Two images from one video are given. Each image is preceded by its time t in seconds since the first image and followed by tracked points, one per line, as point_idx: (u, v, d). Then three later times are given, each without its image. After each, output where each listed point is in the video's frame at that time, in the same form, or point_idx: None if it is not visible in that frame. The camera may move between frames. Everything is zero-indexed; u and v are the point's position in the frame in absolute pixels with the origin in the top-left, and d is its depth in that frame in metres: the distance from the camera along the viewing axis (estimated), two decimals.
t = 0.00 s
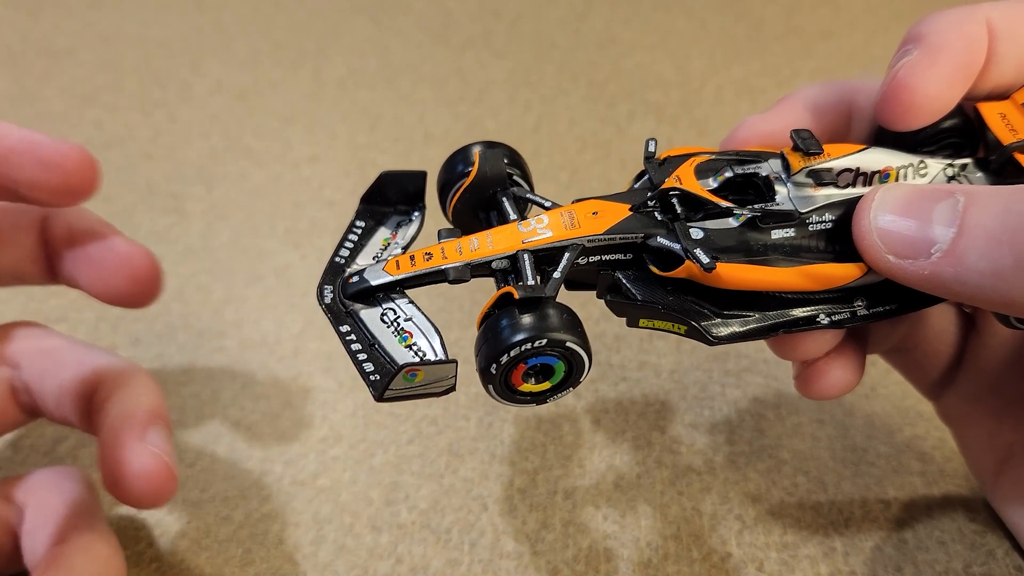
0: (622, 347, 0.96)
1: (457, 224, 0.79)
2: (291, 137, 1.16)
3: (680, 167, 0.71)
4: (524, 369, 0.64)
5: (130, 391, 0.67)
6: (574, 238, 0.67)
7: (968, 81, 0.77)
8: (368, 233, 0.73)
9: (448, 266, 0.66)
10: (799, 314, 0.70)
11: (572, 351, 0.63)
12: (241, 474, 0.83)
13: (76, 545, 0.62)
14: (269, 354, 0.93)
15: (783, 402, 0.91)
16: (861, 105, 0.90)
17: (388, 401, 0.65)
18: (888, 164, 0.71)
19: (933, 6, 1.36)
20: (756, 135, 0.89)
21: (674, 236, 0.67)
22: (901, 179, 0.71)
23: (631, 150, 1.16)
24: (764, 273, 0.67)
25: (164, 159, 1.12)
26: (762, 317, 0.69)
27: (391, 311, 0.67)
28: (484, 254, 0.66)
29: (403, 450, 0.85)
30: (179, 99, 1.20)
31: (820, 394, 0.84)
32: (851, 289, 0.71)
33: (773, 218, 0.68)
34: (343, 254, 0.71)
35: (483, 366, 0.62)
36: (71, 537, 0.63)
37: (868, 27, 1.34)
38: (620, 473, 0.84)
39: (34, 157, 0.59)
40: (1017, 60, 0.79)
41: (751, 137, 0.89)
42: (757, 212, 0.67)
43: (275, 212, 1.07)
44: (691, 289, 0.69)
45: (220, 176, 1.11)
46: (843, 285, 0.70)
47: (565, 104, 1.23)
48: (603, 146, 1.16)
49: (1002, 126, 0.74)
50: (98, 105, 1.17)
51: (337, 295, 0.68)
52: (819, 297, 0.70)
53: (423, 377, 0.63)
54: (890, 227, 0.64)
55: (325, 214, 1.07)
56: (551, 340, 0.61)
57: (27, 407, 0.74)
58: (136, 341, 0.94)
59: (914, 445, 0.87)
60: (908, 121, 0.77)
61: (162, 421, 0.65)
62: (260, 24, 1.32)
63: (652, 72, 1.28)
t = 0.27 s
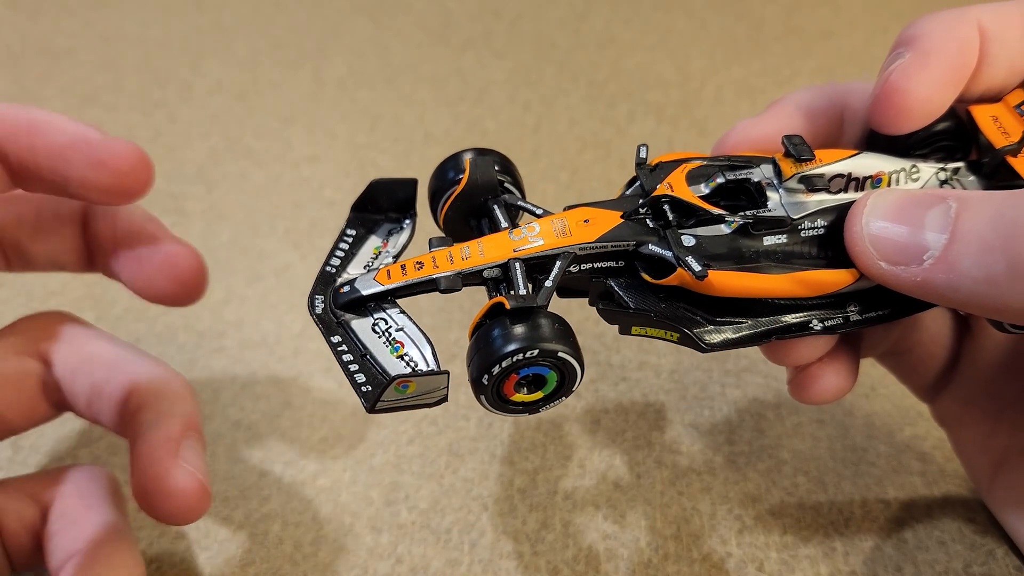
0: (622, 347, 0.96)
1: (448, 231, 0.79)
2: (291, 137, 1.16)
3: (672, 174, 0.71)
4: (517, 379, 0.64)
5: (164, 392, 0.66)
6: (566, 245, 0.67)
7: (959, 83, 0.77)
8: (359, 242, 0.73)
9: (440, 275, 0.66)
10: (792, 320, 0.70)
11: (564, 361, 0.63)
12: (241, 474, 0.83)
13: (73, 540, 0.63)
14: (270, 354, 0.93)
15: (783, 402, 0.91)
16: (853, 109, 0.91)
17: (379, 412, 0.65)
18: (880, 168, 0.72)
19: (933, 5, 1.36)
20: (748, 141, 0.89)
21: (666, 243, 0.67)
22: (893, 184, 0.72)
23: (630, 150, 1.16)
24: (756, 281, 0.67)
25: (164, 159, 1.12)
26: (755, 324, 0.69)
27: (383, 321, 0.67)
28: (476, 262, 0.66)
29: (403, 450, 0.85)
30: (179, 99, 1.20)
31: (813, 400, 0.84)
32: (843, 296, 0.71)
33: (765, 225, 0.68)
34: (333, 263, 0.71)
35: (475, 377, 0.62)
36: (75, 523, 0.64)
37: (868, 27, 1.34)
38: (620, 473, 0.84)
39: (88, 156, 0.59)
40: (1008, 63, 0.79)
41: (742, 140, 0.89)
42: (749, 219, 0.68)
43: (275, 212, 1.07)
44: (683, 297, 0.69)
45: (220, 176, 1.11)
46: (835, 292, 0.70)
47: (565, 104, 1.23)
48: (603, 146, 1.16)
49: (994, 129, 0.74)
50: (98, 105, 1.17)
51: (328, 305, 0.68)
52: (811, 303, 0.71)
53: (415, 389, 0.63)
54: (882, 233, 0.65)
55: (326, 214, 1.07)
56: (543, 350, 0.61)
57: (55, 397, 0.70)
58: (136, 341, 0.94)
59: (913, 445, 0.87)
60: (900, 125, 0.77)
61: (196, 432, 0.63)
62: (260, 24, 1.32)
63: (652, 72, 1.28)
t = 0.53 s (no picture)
0: (622, 347, 0.96)
1: (432, 225, 0.79)
2: (291, 137, 1.16)
3: (658, 172, 0.70)
4: (494, 379, 0.64)
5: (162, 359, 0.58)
6: (549, 244, 0.67)
7: (953, 84, 0.77)
8: (341, 235, 0.73)
9: (420, 271, 0.66)
10: (774, 322, 0.70)
11: (541, 362, 0.63)
12: (241, 474, 0.83)
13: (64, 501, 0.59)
14: (270, 354, 0.93)
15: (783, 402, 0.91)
16: (845, 107, 0.90)
17: (355, 409, 0.65)
18: (868, 172, 0.72)
19: (934, 6, 1.36)
20: (739, 142, 0.88)
21: (649, 243, 0.67)
22: (880, 187, 0.72)
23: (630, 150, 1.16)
24: (737, 281, 0.67)
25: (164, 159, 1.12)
26: (738, 325, 0.69)
27: (361, 317, 0.67)
28: (458, 259, 0.66)
29: (403, 450, 0.85)
30: (179, 99, 1.20)
31: (796, 402, 0.84)
32: (827, 299, 0.71)
33: (750, 225, 0.68)
34: (315, 256, 0.71)
35: (452, 377, 0.63)
36: (64, 483, 0.60)
37: (869, 27, 1.34)
38: (621, 473, 0.84)
39: (105, 138, 0.54)
40: (1001, 64, 0.79)
41: (733, 140, 0.89)
42: (733, 220, 0.68)
43: (275, 212, 1.07)
44: (666, 297, 0.69)
45: (220, 176, 1.11)
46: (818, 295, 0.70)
47: (564, 104, 1.23)
48: (603, 146, 1.16)
49: (986, 133, 0.74)
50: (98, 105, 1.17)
51: (308, 299, 0.68)
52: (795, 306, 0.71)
53: (391, 388, 0.63)
54: (868, 238, 0.65)
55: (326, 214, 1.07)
56: (521, 351, 0.61)
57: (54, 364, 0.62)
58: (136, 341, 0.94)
59: (913, 445, 0.87)
60: (894, 126, 0.77)
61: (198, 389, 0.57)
62: (260, 24, 1.32)
63: (651, 72, 1.27)
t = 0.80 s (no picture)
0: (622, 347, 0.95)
1: (416, 243, 0.80)
2: (291, 137, 1.16)
3: (648, 189, 0.71)
4: (483, 411, 0.64)
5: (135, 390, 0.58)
6: (538, 265, 0.67)
7: (945, 89, 0.77)
8: (321, 255, 0.73)
9: (405, 296, 0.66)
10: (768, 341, 0.69)
11: (532, 392, 0.63)
12: (241, 474, 0.83)
13: (41, 519, 0.60)
14: (270, 354, 0.93)
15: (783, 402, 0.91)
16: (836, 112, 0.91)
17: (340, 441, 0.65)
18: (863, 185, 0.72)
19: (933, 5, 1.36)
20: (730, 149, 0.88)
21: (641, 263, 0.67)
22: (876, 200, 0.72)
23: (631, 150, 1.16)
24: (728, 304, 0.67)
25: (164, 159, 1.12)
26: (732, 345, 0.69)
27: (345, 344, 0.67)
28: (443, 283, 0.66)
29: (403, 450, 0.85)
30: (179, 99, 1.20)
31: (790, 418, 0.83)
32: (821, 315, 0.71)
33: (742, 244, 0.68)
34: (294, 279, 0.71)
35: (441, 409, 0.62)
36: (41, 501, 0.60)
37: (868, 27, 1.34)
38: (621, 473, 0.84)
39: (41, 238, 0.45)
40: (993, 67, 0.80)
41: (722, 147, 0.89)
42: (726, 239, 0.68)
43: (275, 212, 1.07)
44: (657, 318, 0.69)
45: (220, 176, 1.11)
46: (811, 312, 0.70)
47: (565, 104, 1.23)
48: (604, 146, 1.16)
49: (982, 138, 0.74)
50: (98, 105, 1.17)
51: (288, 326, 0.68)
52: (789, 324, 0.70)
53: (377, 421, 0.63)
54: (864, 255, 0.65)
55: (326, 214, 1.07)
56: (511, 382, 0.61)
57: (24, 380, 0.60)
58: (136, 342, 0.94)
59: (913, 445, 0.87)
60: (888, 133, 0.77)
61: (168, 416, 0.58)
62: (260, 24, 1.32)
63: (651, 72, 1.28)
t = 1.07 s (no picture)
0: (623, 347, 0.95)
1: (416, 210, 0.80)
2: (291, 137, 1.16)
3: (648, 165, 0.70)
4: (476, 371, 0.64)
5: (107, 345, 0.59)
6: (536, 235, 0.66)
7: (945, 83, 0.77)
8: (324, 218, 0.73)
9: (403, 258, 0.66)
10: (761, 320, 0.70)
11: (524, 356, 0.63)
12: (241, 474, 0.83)
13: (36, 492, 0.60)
14: (271, 354, 0.93)
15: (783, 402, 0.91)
16: (836, 102, 0.91)
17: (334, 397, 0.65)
18: (861, 170, 0.72)
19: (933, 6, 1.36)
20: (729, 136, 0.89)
21: (637, 237, 0.67)
22: (873, 186, 0.72)
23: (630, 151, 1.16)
24: (723, 278, 0.67)
25: (164, 159, 1.12)
26: (725, 322, 0.69)
27: (343, 303, 0.67)
28: (442, 247, 0.66)
29: (403, 450, 0.85)
30: (179, 99, 1.20)
31: (778, 399, 0.84)
32: (815, 297, 0.71)
33: (739, 222, 0.68)
34: (296, 239, 0.71)
35: (434, 368, 0.62)
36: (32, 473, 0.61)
37: (869, 27, 1.34)
38: (621, 473, 0.84)
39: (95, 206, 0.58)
40: (993, 62, 0.80)
41: (723, 131, 0.89)
42: (723, 216, 0.68)
43: (275, 212, 1.07)
44: (651, 291, 0.69)
45: (220, 176, 1.11)
46: (806, 293, 0.70)
47: (565, 104, 1.23)
48: (604, 146, 1.16)
49: (980, 133, 0.74)
50: (98, 105, 1.17)
51: (288, 283, 0.68)
52: (783, 304, 0.71)
53: (371, 377, 0.63)
54: (859, 240, 0.65)
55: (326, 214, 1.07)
56: (504, 344, 0.61)
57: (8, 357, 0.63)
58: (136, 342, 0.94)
59: (913, 445, 0.88)
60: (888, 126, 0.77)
61: (141, 367, 0.58)
62: (260, 24, 1.32)
63: (651, 72, 1.28)
